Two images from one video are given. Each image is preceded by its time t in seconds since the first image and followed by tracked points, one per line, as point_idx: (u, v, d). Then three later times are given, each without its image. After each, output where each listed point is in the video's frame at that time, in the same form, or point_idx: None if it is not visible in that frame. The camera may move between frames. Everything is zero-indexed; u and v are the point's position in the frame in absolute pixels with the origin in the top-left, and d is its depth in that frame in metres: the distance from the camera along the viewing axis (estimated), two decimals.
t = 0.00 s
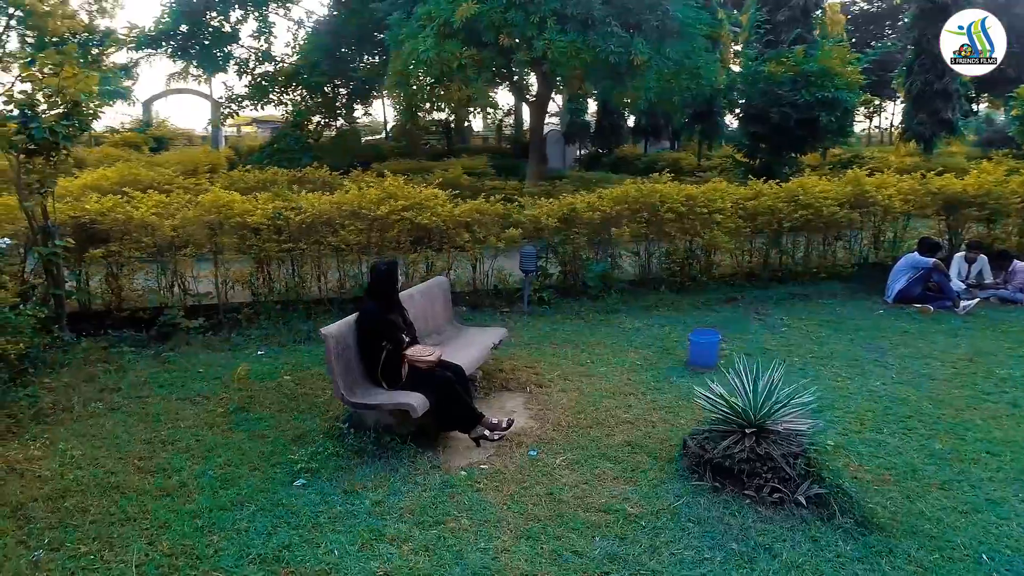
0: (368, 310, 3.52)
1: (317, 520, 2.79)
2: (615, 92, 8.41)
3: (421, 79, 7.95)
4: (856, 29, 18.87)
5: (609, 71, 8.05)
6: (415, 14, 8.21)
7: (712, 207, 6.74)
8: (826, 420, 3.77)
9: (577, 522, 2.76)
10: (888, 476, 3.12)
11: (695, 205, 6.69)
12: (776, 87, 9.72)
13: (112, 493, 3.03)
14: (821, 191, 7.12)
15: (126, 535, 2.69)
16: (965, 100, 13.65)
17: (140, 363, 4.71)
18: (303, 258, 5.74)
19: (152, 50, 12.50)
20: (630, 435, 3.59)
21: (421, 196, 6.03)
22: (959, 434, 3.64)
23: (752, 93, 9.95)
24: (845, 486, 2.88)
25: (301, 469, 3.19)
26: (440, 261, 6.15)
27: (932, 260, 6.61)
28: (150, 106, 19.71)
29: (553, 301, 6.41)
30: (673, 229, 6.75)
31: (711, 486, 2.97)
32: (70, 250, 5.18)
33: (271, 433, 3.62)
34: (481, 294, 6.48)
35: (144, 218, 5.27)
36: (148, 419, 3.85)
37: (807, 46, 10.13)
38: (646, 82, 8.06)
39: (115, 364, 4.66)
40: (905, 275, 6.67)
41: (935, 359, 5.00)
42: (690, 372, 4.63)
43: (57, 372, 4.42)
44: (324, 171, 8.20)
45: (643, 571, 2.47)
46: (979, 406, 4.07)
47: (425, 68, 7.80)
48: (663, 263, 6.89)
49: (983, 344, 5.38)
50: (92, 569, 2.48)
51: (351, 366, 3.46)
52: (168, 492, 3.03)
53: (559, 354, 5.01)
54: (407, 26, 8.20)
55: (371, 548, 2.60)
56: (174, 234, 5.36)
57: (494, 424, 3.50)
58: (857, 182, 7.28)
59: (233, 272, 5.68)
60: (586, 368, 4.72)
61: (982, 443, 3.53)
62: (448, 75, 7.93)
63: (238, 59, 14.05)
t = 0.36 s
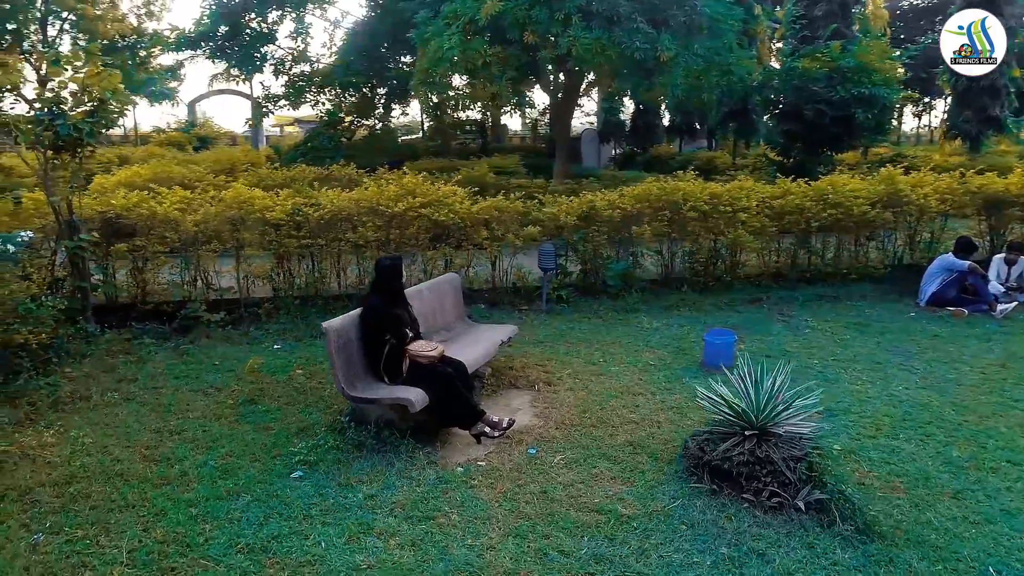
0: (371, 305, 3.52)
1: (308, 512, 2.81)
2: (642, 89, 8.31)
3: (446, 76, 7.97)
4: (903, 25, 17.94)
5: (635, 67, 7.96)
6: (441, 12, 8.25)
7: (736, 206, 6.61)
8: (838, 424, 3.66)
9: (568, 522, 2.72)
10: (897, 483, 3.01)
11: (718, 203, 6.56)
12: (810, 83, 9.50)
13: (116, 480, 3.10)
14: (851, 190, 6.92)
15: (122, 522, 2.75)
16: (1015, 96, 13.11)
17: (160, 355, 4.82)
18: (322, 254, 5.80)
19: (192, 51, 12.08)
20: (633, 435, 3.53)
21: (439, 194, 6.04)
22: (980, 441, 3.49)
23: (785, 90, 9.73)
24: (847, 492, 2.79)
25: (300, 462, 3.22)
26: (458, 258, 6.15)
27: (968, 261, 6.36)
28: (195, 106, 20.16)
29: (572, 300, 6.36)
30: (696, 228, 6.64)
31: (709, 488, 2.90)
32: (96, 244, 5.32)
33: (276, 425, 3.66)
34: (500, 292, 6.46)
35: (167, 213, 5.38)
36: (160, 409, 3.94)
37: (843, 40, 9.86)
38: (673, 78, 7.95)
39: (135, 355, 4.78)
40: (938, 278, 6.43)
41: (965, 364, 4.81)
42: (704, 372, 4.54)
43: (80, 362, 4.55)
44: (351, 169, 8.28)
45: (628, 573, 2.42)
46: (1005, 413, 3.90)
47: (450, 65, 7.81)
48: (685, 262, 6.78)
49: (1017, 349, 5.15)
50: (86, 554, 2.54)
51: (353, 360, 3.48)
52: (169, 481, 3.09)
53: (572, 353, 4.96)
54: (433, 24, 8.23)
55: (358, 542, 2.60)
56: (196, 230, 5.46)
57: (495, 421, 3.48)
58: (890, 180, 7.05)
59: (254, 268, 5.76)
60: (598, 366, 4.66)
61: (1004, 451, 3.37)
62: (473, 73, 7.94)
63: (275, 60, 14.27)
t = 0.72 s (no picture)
0: (374, 299, 3.54)
1: (302, 503, 2.83)
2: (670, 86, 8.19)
3: (472, 74, 7.98)
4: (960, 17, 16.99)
5: (662, 64, 7.85)
6: (468, 10, 8.27)
7: (763, 205, 6.46)
8: (852, 429, 3.55)
9: (561, 520, 2.69)
10: (907, 490, 2.90)
11: (743, 201, 6.43)
12: (848, 78, 9.30)
13: (122, 467, 3.17)
14: (883, 188, 6.71)
15: (123, 507, 2.81)
16: None
17: (180, 347, 4.93)
18: (342, 249, 5.86)
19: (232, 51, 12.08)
20: (637, 434, 3.47)
21: (459, 191, 6.05)
22: (1003, 450, 3.33)
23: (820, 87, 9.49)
24: (851, 497, 2.69)
25: (301, 454, 3.24)
26: (478, 255, 6.14)
27: (1006, 264, 6.09)
28: (239, 107, 20.60)
29: (592, 298, 6.31)
30: (720, 228, 6.51)
31: (707, 490, 2.84)
32: (124, 238, 5.47)
33: (283, 417, 3.71)
34: (519, 290, 6.44)
35: (190, 209, 5.50)
36: (174, 398, 4.03)
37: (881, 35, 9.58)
38: (701, 75, 7.82)
39: (157, 347, 4.89)
40: (975, 281, 6.18)
41: (996, 370, 4.60)
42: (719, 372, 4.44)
43: (103, 352, 4.68)
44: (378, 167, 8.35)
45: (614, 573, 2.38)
46: None
47: (476, 63, 7.82)
48: (710, 261, 6.66)
49: None
50: (85, 537, 2.60)
51: (357, 353, 3.51)
52: (173, 469, 3.15)
53: (586, 352, 4.91)
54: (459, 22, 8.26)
55: (348, 534, 2.60)
56: (219, 225, 5.57)
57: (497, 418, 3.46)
58: (926, 179, 6.80)
59: (276, 263, 5.85)
60: (611, 366, 4.60)
61: None
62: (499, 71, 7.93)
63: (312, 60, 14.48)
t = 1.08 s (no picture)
0: (380, 293, 3.55)
1: (298, 494, 2.86)
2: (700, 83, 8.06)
3: (499, 72, 7.98)
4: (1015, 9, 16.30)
5: (691, 61, 7.74)
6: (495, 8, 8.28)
7: (790, 204, 6.31)
8: (866, 434, 3.44)
9: (552, 518, 2.66)
10: (917, 498, 2.80)
11: (769, 200, 6.28)
12: (886, 75, 9.01)
13: (131, 454, 3.25)
14: (918, 187, 6.48)
15: (127, 493, 2.88)
16: None
17: (201, 339, 5.04)
18: (362, 246, 5.92)
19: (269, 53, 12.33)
20: (643, 434, 3.42)
21: (479, 189, 6.05)
22: None
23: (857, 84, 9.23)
24: (853, 503, 2.61)
25: (304, 447, 3.28)
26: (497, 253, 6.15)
27: None
28: (280, 107, 21.01)
29: (612, 297, 6.26)
30: (745, 228, 6.37)
31: (706, 492, 2.78)
32: (151, 232, 5.62)
33: (292, 410, 3.76)
34: (540, 288, 6.42)
35: (214, 205, 5.61)
36: (189, 389, 4.12)
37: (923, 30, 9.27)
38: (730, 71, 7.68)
39: (179, 339, 5.01)
40: (1015, 283, 5.92)
41: None
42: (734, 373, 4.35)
43: (127, 343, 4.81)
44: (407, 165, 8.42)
45: (600, 572, 2.34)
46: None
47: (502, 61, 7.81)
48: (735, 260, 6.54)
49: None
50: (87, 521, 2.67)
51: (362, 347, 3.54)
52: (178, 457, 3.21)
53: (601, 351, 4.86)
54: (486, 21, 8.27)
55: (339, 525, 2.62)
56: (242, 221, 5.67)
57: (500, 414, 3.44)
58: (965, 177, 6.54)
59: (299, 259, 5.93)
60: (625, 365, 4.54)
61: None
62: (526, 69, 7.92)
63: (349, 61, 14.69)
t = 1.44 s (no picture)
0: (388, 288, 3.58)
1: (298, 485, 2.89)
2: (732, 80, 7.92)
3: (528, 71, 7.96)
4: None
5: (722, 58, 7.60)
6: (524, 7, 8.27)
7: (820, 203, 6.14)
8: (884, 440, 3.32)
9: (547, 516, 2.63)
10: (929, 507, 2.69)
11: (798, 200, 6.13)
12: (929, 71, 8.71)
13: (144, 442, 3.34)
14: (957, 186, 6.24)
15: (134, 480, 2.95)
16: None
17: (224, 333, 5.15)
18: (384, 243, 5.97)
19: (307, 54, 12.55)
20: (651, 435, 3.36)
21: (502, 187, 6.04)
22: None
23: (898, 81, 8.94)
24: (858, 510, 2.52)
25: (309, 439, 3.32)
26: (519, 251, 6.13)
27: None
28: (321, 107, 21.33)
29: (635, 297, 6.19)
30: (774, 228, 6.23)
31: (707, 495, 2.72)
32: (181, 228, 5.76)
33: (303, 403, 3.81)
34: (562, 287, 6.39)
35: (240, 201, 5.71)
36: (207, 380, 4.21)
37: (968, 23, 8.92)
38: (763, 68, 7.52)
39: (203, 332, 5.12)
40: None
41: None
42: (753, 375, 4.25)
43: (153, 335, 4.94)
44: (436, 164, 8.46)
45: (589, 572, 2.31)
46: None
47: (530, 59, 7.79)
48: (763, 261, 6.40)
49: None
50: (94, 505, 2.75)
51: (371, 342, 3.56)
52: (188, 446, 3.28)
53: (618, 350, 4.81)
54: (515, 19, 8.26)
55: (333, 518, 2.64)
56: (267, 218, 5.75)
57: (506, 411, 3.43)
58: (1008, 176, 6.26)
59: (324, 255, 6.01)
60: (640, 365, 4.47)
61: None
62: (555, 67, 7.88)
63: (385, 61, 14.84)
